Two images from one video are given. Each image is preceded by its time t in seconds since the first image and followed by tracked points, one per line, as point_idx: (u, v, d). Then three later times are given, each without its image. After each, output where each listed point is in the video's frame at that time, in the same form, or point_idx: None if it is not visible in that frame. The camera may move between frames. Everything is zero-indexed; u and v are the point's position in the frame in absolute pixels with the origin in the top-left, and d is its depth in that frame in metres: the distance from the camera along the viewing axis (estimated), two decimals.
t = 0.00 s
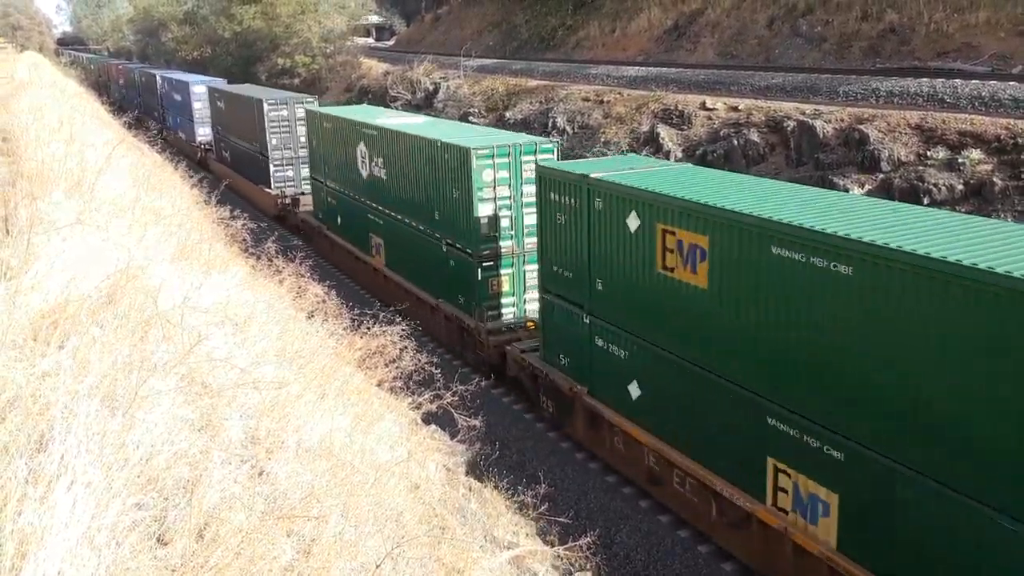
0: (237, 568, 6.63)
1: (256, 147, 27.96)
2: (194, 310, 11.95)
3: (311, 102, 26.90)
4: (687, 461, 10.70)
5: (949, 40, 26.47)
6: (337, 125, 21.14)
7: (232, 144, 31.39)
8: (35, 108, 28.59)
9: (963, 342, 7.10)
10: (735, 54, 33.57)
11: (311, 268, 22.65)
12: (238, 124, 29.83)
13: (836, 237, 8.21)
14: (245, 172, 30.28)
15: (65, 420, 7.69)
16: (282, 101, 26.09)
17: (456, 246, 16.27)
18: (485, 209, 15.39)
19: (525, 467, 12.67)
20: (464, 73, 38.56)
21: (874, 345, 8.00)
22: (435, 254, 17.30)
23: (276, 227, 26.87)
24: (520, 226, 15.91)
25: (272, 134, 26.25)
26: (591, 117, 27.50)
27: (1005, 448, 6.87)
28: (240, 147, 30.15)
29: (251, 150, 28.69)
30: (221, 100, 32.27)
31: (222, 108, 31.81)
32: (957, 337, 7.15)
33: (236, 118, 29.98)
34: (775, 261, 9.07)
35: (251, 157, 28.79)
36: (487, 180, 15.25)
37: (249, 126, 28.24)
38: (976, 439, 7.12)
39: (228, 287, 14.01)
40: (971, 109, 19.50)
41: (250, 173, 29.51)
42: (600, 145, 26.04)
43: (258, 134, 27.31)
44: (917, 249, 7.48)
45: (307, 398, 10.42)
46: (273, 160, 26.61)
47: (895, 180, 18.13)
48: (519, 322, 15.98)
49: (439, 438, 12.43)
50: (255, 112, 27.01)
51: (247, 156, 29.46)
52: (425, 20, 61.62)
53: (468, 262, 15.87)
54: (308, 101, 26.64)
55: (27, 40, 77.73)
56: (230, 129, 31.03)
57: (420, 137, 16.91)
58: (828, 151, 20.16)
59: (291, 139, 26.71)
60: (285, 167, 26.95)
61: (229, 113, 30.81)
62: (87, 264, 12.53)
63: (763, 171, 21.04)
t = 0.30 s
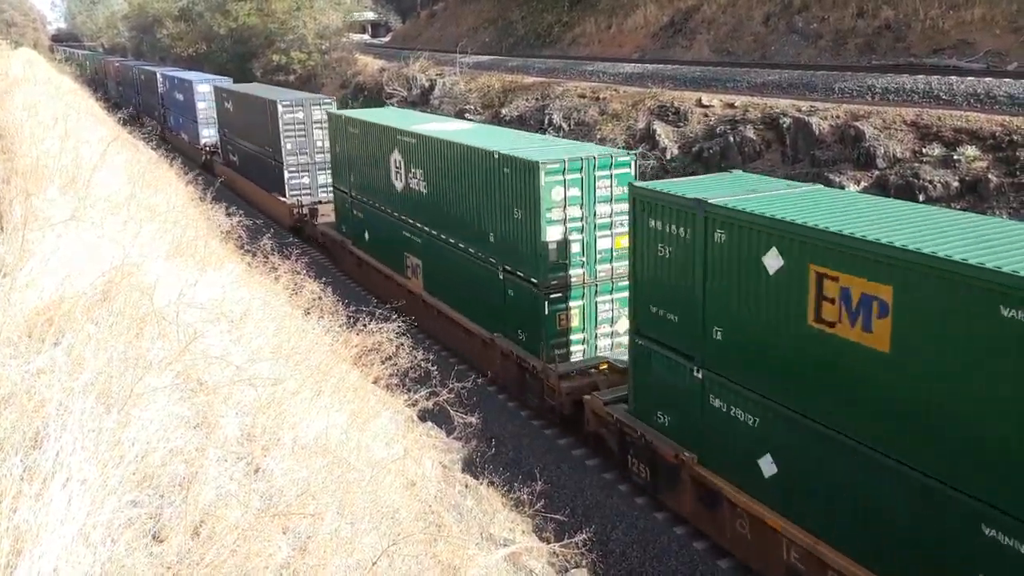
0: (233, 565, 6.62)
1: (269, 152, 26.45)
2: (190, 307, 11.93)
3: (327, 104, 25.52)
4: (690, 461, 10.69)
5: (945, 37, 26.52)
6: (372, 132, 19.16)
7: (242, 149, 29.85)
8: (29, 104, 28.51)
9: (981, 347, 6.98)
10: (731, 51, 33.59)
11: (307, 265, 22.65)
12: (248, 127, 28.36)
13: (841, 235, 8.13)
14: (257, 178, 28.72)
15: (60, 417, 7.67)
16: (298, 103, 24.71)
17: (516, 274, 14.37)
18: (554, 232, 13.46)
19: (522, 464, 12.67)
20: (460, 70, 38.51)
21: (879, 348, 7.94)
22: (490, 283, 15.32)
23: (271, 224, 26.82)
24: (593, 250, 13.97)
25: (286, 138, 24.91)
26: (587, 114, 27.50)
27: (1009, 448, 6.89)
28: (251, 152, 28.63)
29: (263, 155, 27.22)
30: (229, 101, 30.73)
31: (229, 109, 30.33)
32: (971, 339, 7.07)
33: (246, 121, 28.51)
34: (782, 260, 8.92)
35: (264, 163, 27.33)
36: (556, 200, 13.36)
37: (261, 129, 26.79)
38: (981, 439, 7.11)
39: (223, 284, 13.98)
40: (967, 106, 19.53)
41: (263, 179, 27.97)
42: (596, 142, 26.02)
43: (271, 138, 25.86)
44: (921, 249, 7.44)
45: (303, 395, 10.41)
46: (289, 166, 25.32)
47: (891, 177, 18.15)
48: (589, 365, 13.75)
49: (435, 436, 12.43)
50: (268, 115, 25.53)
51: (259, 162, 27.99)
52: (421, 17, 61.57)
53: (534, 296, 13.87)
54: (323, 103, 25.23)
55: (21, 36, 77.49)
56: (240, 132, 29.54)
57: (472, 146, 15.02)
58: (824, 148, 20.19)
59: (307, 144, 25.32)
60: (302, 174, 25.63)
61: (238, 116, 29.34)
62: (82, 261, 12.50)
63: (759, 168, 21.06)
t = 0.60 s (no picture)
0: (232, 568, 6.62)
1: (288, 165, 24.67)
2: (190, 310, 11.93)
3: (354, 112, 23.71)
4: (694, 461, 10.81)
5: (943, 42, 26.58)
6: (421, 147, 17.00)
7: (257, 161, 28.04)
8: (29, 107, 28.51)
9: (964, 340, 7.21)
10: (730, 55, 33.63)
11: (306, 268, 22.66)
12: (264, 136, 26.62)
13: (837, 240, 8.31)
14: (275, 192, 26.91)
15: (59, 420, 7.67)
16: (320, 112, 22.99)
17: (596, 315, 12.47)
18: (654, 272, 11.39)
19: (521, 468, 12.66)
20: (459, 74, 38.55)
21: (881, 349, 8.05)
22: (565, 325, 13.31)
23: (271, 228, 26.81)
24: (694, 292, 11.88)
25: (308, 151, 23.10)
26: (586, 117, 27.51)
27: (1011, 448, 6.98)
28: (268, 163, 26.87)
29: (281, 168, 25.46)
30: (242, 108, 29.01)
31: (242, 117, 28.64)
32: (959, 336, 7.24)
33: (262, 130, 26.77)
34: (851, 287, 8.27)
35: (282, 177, 25.59)
36: (657, 234, 11.28)
37: (279, 140, 25.05)
38: (983, 440, 7.21)
39: (223, 288, 13.98)
40: (966, 110, 19.57)
41: (281, 194, 26.16)
42: (595, 145, 25.99)
43: (290, 150, 24.16)
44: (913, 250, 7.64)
45: (302, 398, 10.41)
46: (311, 180, 23.59)
47: (890, 180, 18.11)
48: (692, 432, 11.53)
49: (434, 439, 12.43)
50: (289, 125, 23.74)
51: (276, 174, 26.21)
52: (420, 20, 61.63)
53: (626, 343, 11.78)
54: (347, 112, 23.53)
55: (20, 39, 77.56)
56: (255, 142, 27.80)
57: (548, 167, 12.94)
58: (823, 152, 20.21)
59: (330, 155, 23.60)
60: (324, 188, 23.91)
61: (253, 125, 27.61)
62: (81, 264, 12.50)
63: (758, 172, 21.02)
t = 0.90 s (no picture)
0: (235, 566, 6.63)
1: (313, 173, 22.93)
2: (191, 309, 11.93)
3: (386, 117, 21.91)
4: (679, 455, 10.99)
5: (944, 39, 26.59)
6: (463, 158, 15.70)
7: (277, 168, 26.19)
8: (29, 106, 28.46)
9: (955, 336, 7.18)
10: (731, 53, 33.63)
11: (307, 267, 22.68)
12: (285, 142, 24.80)
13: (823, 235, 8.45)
14: (297, 202, 25.07)
15: (62, 418, 7.67)
16: (349, 117, 21.33)
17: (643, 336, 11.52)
18: (806, 325, 9.19)
19: (521, 466, 12.66)
20: (460, 71, 38.56)
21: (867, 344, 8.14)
22: (664, 376, 11.23)
23: (272, 226, 26.81)
24: (852, 347, 9.68)
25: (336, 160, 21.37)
26: (587, 115, 27.52)
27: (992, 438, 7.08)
28: (290, 171, 25.01)
29: (305, 176, 23.68)
30: (258, 112, 27.21)
31: (259, 119, 26.85)
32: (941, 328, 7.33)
33: (283, 135, 24.98)
34: None
35: (306, 187, 23.79)
36: (810, 278, 9.10)
37: (303, 146, 23.29)
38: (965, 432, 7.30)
39: (224, 286, 13.98)
40: (967, 107, 19.54)
41: (305, 205, 24.30)
42: (596, 143, 26.01)
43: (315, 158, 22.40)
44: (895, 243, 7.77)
45: (304, 396, 10.42)
46: (339, 191, 21.83)
47: (891, 177, 18.09)
48: (852, 524, 9.33)
49: (435, 437, 12.44)
50: (314, 131, 22.03)
51: (299, 183, 24.37)
52: (421, 18, 61.59)
53: (760, 410, 9.63)
54: (378, 116, 21.76)
55: (20, 38, 77.69)
56: (274, 149, 25.99)
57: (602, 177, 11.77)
58: (824, 149, 20.19)
59: (359, 164, 21.87)
60: (353, 200, 22.15)
61: (271, 130, 25.80)
62: (83, 262, 12.51)
63: (759, 169, 21.02)
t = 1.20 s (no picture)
0: (241, 569, 6.66)
1: (347, 190, 21.21)
2: (197, 312, 11.98)
3: (428, 128, 20.08)
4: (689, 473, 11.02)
5: (950, 41, 26.55)
6: (507, 169, 14.77)
7: (306, 183, 24.44)
8: (36, 110, 28.59)
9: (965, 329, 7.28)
10: (736, 55, 33.61)
11: (313, 270, 22.72)
12: (315, 154, 23.00)
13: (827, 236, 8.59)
14: (329, 220, 23.33)
15: (69, 421, 7.71)
16: (388, 130, 19.57)
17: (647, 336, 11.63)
18: None
19: (527, 469, 12.69)
20: (465, 75, 38.63)
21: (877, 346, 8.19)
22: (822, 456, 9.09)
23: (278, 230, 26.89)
24: None
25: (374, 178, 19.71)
26: (592, 118, 27.54)
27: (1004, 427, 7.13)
28: (320, 186, 23.27)
29: (338, 193, 21.95)
30: (283, 121, 25.45)
31: (285, 129, 25.05)
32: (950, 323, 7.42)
33: (312, 146, 23.19)
34: None
35: (340, 204, 22.03)
36: None
37: (335, 159, 21.52)
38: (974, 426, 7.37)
39: (230, 289, 14.03)
40: (973, 109, 19.50)
41: (338, 223, 22.57)
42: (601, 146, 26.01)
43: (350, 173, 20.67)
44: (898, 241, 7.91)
45: (310, 399, 10.45)
46: (377, 211, 20.17)
47: (897, 180, 18.07)
48: None
49: (440, 439, 12.45)
50: (349, 145, 20.27)
51: (332, 200, 22.62)
52: (426, 22, 61.71)
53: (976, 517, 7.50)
54: (420, 128, 19.94)
55: (28, 43, 78.34)
56: (302, 161, 24.25)
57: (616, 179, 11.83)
58: (829, 152, 20.18)
59: (399, 180, 20.14)
60: (391, 220, 20.44)
61: (299, 140, 24.00)
62: (90, 266, 12.57)
63: (764, 172, 21.01)
